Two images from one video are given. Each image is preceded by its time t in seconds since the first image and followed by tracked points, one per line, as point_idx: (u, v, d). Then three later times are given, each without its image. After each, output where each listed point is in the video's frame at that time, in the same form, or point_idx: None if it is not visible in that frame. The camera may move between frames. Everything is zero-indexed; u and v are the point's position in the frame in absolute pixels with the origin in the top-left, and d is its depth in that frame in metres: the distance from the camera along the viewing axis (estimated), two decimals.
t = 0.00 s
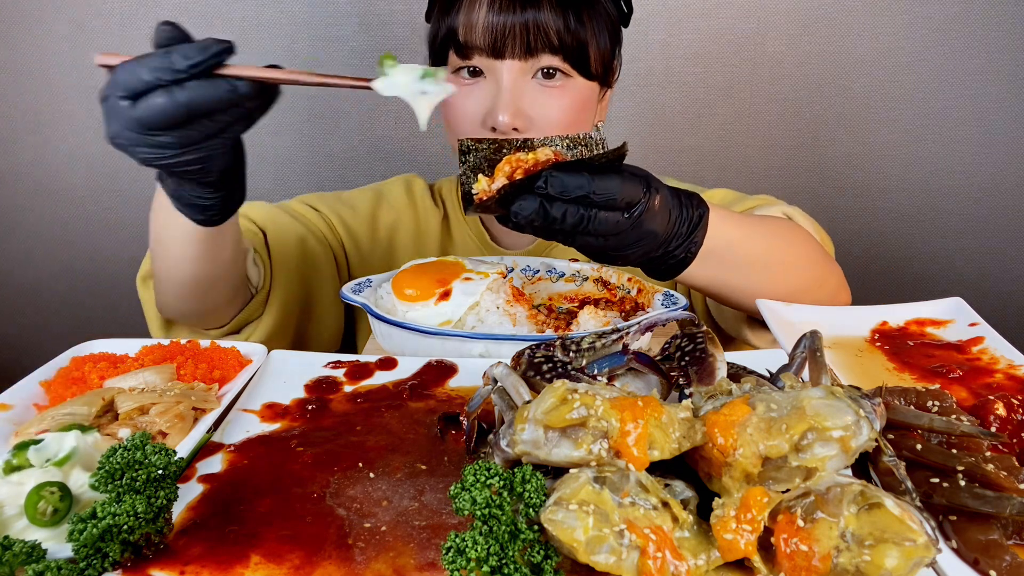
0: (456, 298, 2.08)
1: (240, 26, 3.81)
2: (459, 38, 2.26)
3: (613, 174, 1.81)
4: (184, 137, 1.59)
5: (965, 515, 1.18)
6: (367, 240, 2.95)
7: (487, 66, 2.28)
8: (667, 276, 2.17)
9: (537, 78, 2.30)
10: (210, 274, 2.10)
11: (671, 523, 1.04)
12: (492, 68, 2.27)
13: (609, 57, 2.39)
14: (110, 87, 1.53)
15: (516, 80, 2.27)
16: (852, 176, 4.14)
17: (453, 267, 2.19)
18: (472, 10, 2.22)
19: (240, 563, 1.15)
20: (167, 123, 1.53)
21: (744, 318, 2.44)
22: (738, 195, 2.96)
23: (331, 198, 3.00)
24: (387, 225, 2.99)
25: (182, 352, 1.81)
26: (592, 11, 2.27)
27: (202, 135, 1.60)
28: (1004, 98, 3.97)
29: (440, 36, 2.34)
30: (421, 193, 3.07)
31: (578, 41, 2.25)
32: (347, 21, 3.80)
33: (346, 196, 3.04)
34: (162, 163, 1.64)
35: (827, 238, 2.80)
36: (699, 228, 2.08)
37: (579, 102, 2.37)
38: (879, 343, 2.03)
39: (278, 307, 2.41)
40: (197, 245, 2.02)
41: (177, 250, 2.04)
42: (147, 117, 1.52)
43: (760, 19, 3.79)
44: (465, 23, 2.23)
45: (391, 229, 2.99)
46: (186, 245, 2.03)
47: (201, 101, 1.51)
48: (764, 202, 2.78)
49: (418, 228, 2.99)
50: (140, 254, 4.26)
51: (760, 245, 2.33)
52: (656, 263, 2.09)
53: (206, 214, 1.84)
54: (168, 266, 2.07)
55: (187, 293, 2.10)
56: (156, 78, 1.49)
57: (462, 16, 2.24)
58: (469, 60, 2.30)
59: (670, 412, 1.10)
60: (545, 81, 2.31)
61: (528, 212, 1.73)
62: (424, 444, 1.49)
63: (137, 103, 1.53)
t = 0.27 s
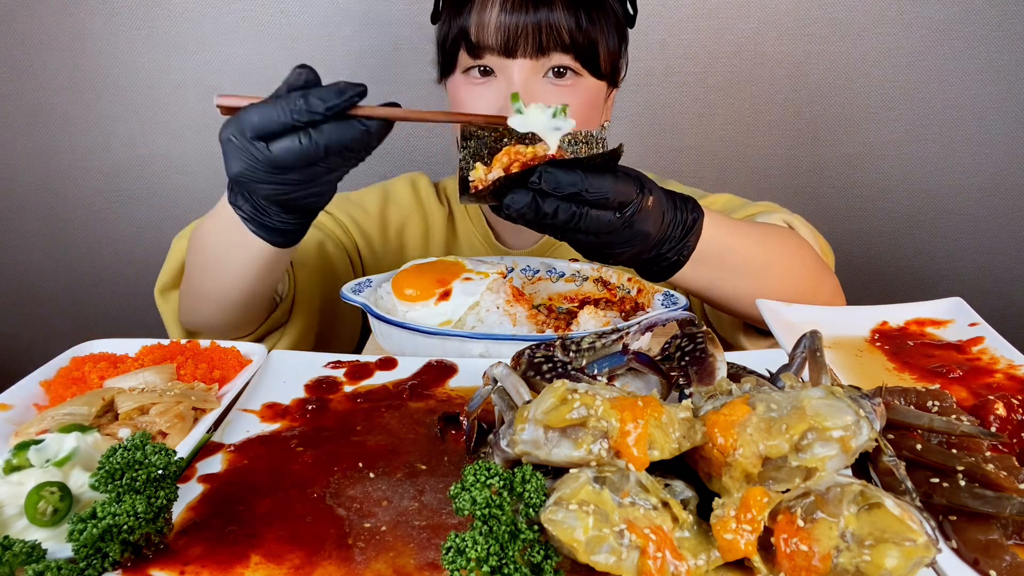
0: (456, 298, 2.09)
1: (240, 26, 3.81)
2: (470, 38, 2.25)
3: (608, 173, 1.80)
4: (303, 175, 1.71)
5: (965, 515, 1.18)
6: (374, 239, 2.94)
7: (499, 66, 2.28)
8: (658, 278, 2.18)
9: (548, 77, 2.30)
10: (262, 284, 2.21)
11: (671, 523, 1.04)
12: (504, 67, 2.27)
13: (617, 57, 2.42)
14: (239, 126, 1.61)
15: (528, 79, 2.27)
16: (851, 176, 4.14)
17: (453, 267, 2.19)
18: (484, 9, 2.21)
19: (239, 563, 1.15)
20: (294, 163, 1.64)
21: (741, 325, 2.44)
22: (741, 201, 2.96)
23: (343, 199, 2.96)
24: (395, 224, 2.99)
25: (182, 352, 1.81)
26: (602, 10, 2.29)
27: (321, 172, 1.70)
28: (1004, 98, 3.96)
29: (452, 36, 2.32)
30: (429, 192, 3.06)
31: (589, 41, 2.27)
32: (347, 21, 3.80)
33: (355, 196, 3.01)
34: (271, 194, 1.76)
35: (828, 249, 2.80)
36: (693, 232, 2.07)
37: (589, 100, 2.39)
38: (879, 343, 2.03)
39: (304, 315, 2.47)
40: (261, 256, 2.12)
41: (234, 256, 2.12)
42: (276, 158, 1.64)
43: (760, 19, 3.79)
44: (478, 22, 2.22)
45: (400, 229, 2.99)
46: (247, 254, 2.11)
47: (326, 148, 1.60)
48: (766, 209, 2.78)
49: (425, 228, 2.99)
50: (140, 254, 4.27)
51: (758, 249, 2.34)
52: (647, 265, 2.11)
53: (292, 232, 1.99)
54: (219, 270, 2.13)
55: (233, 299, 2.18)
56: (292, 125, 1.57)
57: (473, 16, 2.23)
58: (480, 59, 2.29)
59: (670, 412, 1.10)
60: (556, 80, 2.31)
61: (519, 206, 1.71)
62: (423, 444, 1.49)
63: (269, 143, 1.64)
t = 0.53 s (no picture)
0: (456, 298, 2.09)
1: (240, 26, 3.81)
2: (473, 36, 2.25)
3: (622, 166, 1.80)
4: (318, 195, 1.81)
5: (965, 515, 1.18)
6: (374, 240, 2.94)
7: (501, 64, 2.28)
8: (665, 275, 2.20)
9: (551, 75, 2.30)
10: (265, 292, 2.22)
11: (671, 523, 1.04)
12: (506, 66, 2.27)
13: (621, 56, 2.42)
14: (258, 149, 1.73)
15: (531, 78, 2.27)
16: (851, 176, 4.14)
17: (453, 267, 2.19)
18: (487, 7, 2.22)
19: (239, 562, 1.15)
20: (309, 183, 1.74)
21: (745, 326, 2.41)
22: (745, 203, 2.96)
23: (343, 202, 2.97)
24: (395, 225, 2.99)
25: (182, 352, 1.81)
26: (606, 9, 2.29)
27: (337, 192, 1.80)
28: (1004, 98, 3.96)
29: (455, 36, 2.33)
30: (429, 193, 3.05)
31: (593, 39, 2.27)
32: (348, 21, 3.80)
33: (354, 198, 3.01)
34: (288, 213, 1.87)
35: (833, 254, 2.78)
36: (700, 231, 2.09)
37: (592, 98, 2.39)
38: (879, 344, 2.03)
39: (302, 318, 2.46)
40: (268, 266, 2.13)
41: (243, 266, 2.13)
42: (292, 179, 1.74)
43: (760, 19, 3.79)
44: (481, 21, 2.22)
45: (398, 231, 2.99)
46: (254, 264, 2.12)
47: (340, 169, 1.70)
48: (770, 212, 2.78)
49: (424, 229, 3.00)
50: (140, 253, 4.27)
51: (760, 250, 2.34)
52: (652, 262, 2.12)
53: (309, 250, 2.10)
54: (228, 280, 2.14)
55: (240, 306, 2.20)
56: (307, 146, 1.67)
57: (476, 14, 2.23)
58: (483, 57, 2.29)
59: (670, 412, 1.10)
60: (558, 78, 2.31)
61: (530, 194, 1.72)
62: (423, 444, 1.49)
63: (287, 164, 1.74)
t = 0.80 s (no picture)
0: (456, 298, 2.09)
1: (241, 26, 3.81)
2: (471, 37, 2.26)
3: (618, 171, 1.80)
4: (293, 180, 1.80)
5: (965, 515, 1.18)
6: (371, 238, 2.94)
7: (499, 65, 2.28)
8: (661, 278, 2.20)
9: (549, 75, 2.30)
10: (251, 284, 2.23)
11: (671, 523, 1.04)
12: (504, 66, 2.27)
13: (619, 57, 2.42)
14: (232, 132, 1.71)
15: (529, 78, 2.26)
16: (852, 176, 4.14)
17: (453, 267, 2.19)
18: (485, 7, 2.22)
19: (239, 562, 1.15)
20: (282, 169, 1.73)
21: (746, 330, 2.41)
22: (746, 206, 2.96)
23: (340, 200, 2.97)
24: (393, 223, 2.99)
25: (182, 352, 1.81)
26: (604, 10, 2.30)
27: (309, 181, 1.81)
28: (1003, 98, 3.96)
29: (454, 36, 2.33)
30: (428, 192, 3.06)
31: (591, 39, 2.27)
32: (347, 21, 3.80)
33: (353, 196, 3.02)
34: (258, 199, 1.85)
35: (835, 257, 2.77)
36: (698, 236, 2.09)
37: (590, 98, 2.39)
38: (879, 343, 2.03)
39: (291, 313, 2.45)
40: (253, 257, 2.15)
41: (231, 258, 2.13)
42: (265, 164, 1.74)
43: (760, 19, 3.79)
44: (479, 21, 2.22)
45: (396, 230, 2.99)
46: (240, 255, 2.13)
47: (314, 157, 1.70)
48: (773, 216, 2.78)
49: (423, 227, 3.00)
50: (140, 254, 4.27)
51: (760, 253, 2.34)
52: (651, 265, 2.12)
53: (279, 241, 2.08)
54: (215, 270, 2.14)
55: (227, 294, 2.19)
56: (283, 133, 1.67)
57: (475, 15, 2.24)
58: (480, 57, 2.29)
59: (670, 413, 1.10)
60: (556, 78, 2.31)
61: (527, 198, 1.72)
62: (423, 444, 1.49)
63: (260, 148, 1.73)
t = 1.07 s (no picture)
0: (456, 298, 2.09)
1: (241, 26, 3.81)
2: (470, 35, 2.26)
3: (608, 174, 1.81)
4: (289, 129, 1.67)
5: (965, 515, 1.18)
6: (371, 236, 2.94)
7: (498, 63, 2.28)
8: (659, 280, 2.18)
9: (548, 74, 2.30)
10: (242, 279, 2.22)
11: (671, 523, 1.04)
12: (503, 65, 2.27)
13: (618, 56, 2.42)
14: (233, 66, 1.57)
15: (528, 76, 2.26)
16: (852, 176, 4.14)
17: (453, 267, 2.19)
18: (484, 6, 2.22)
19: (239, 563, 1.15)
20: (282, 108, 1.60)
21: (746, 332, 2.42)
22: (746, 208, 2.96)
23: (343, 196, 2.98)
24: (394, 222, 2.99)
25: (182, 352, 1.81)
26: (603, 9, 2.30)
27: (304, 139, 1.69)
28: (1003, 98, 3.96)
29: (452, 35, 2.34)
30: (429, 191, 3.07)
31: (590, 39, 2.27)
32: (347, 21, 3.80)
33: (355, 194, 3.03)
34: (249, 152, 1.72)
35: (833, 260, 2.75)
36: (692, 239, 2.09)
37: (589, 97, 2.39)
38: (879, 343, 2.03)
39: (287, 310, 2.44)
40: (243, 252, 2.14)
41: (219, 235, 2.10)
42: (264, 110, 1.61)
43: (760, 19, 3.79)
44: (477, 20, 2.23)
45: (397, 229, 2.99)
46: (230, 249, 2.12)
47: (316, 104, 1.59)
48: (772, 217, 2.79)
49: (423, 226, 3.00)
50: (140, 253, 4.27)
51: (758, 254, 2.34)
52: (646, 268, 2.11)
53: (260, 211, 1.95)
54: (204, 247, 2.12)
55: (214, 277, 2.15)
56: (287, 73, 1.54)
57: (473, 13, 2.24)
58: (479, 56, 2.29)
59: (670, 413, 1.10)
60: (555, 77, 2.31)
61: (517, 201, 1.72)
62: (423, 444, 1.49)
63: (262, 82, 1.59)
